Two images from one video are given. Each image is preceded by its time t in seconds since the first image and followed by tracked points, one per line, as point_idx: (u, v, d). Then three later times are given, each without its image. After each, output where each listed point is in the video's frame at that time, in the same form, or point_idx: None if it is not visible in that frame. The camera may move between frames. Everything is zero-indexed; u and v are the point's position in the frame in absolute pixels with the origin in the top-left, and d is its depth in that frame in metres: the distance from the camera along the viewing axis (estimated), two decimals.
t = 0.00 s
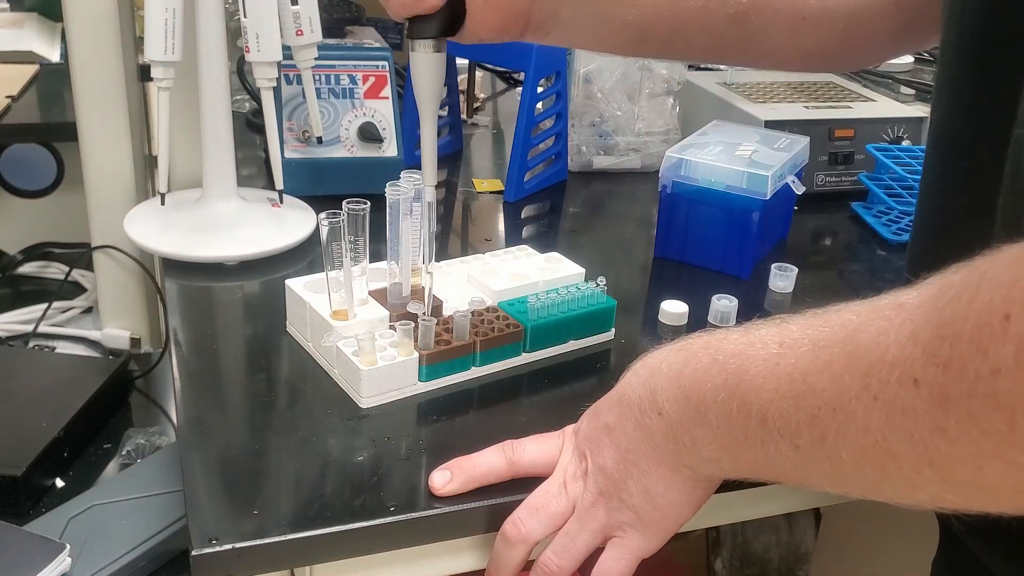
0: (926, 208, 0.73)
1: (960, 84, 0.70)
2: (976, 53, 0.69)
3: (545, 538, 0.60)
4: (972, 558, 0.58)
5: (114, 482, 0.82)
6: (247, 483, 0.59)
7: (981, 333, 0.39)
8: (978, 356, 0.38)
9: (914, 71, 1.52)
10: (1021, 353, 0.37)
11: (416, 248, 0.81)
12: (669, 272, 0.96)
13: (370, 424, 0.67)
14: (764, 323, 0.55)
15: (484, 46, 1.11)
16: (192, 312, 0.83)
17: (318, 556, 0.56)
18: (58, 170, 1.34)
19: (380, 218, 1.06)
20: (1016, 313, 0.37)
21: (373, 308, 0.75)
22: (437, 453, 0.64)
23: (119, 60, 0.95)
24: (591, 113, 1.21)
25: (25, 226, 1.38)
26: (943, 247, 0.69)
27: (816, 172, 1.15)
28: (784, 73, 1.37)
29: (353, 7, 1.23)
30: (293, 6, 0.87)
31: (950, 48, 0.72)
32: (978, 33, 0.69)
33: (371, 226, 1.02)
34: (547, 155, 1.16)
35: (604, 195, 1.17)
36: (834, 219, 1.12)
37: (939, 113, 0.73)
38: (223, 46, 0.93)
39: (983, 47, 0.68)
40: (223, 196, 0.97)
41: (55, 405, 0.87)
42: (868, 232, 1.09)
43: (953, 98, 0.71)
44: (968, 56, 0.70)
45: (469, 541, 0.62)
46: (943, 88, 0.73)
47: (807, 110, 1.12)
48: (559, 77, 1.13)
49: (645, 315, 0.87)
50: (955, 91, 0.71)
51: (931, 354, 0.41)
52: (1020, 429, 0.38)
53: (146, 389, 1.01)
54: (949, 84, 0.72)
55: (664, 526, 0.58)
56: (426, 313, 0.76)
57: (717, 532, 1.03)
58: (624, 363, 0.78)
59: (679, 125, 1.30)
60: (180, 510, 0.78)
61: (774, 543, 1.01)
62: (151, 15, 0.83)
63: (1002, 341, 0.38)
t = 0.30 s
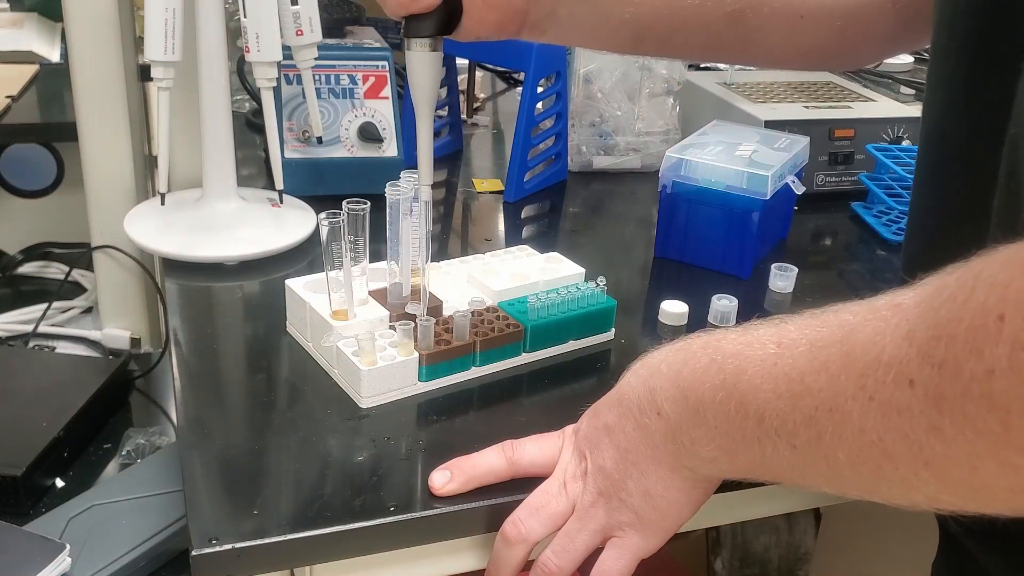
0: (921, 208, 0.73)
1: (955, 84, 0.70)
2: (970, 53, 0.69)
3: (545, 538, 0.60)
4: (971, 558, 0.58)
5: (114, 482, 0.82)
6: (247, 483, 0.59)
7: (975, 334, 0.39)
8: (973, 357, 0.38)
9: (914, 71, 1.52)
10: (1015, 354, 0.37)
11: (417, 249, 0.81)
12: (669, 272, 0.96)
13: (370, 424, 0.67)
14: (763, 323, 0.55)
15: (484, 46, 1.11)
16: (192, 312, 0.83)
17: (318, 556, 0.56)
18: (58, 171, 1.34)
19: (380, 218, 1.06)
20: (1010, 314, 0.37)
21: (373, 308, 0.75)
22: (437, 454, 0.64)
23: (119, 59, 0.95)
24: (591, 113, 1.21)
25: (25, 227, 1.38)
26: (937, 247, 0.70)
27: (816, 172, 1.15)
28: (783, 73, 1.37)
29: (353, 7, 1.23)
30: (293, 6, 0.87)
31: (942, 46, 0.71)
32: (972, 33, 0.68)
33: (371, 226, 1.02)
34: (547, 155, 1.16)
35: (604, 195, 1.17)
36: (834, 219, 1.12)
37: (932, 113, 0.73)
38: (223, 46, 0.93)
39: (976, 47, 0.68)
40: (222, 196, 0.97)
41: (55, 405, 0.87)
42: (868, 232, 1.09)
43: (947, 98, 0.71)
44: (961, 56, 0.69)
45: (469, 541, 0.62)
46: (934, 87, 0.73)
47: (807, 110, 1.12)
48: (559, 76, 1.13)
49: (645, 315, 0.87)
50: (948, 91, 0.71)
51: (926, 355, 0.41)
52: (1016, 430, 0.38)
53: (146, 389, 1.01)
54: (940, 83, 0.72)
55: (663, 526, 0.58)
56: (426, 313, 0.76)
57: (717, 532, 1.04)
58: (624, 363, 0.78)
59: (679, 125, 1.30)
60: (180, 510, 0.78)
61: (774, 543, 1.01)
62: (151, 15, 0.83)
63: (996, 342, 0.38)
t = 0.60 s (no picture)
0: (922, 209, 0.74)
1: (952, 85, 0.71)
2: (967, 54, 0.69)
3: (545, 538, 0.60)
4: (971, 558, 0.58)
5: (114, 482, 0.82)
6: (247, 483, 0.59)
7: (972, 332, 0.39)
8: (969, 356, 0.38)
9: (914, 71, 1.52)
10: (1011, 353, 0.37)
11: (416, 249, 0.81)
12: (669, 272, 0.96)
13: (370, 424, 0.67)
14: (763, 322, 0.55)
15: (484, 46, 1.11)
16: (192, 311, 0.83)
17: (318, 556, 0.56)
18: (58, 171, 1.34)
19: (380, 218, 1.06)
20: (1006, 312, 0.37)
21: (373, 308, 0.75)
22: (437, 454, 0.64)
23: (119, 59, 0.95)
24: (591, 113, 1.21)
25: (24, 227, 1.38)
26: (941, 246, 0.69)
27: (816, 172, 1.15)
28: (784, 73, 1.37)
29: (353, 7, 1.22)
30: (293, 6, 0.87)
31: (936, 46, 0.72)
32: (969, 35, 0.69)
33: (371, 226, 1.02)
34: (547, 155, 1.16)
35: (604, 195, 1.17)
36: (834, 219, 1.12)
37: (929, 112, 0.73)
38: (223, 46, 0.93)
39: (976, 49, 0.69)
40: (222, 196, 0.97)
41: (55, 405, 0.86)
42: (868, 232, 1.09)
43: (945, 99, 0.71)
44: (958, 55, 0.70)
45: (468, 541, 0.62)
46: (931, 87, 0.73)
47: (807, 110, 1.12)
48: (559, 76, 1.13)
49: (645, 315, 0.87)
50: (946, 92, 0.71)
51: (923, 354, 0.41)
52: (1012, 429, 0.38)
53: (146, 389, 1.01)
54: (937, 83, 0.72)
55: (663, 526, 0.58)
56: (426, 313, 0.76)
57: (717, 531, 1.04)
58: (624, 363, 0.78)
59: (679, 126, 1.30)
60: (180, 510, 0.78)
61: (774, 542, 1.01)
62: (151, 16, 0.83)
63: (993, 341, 0.38)
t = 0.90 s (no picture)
0: (926, 207, 0.74)
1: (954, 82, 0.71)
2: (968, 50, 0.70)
3: (545, 538, 0.60)
4: (971, 558, 0.58)
5: (114, 482, 0.82)
6: (247, 483, 0.59)
7: (972, 328, 0.39)
8: (970, 351, 0.38)
9: (914, 71, 1.52)
10: (1012, 348, 0.37)
11: (416, 249, 0.81)
12: (669, 272, 0.96)
13: (370, 425, 0.67)
14: (763, 322, 0.55)
15: (484, 46, 1.11)
16: (192, 311, 0.83)
17: (318, 555, 0.56)
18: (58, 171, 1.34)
19: (380, 218, 1.06)
20: (1007, 306, 0.37)
21: (373, 308, 0.75)
22: (437, 454, 0.64)
23: (119, 59, 0.95)
24: (591, 113, 1.21)
25: (24, 227, 1.38)
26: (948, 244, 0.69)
27: (816, 172, 1.15)
28: (783, 73, 1.36)
29: (353, 7, 1.22)
30: (292, 6, 0.87)
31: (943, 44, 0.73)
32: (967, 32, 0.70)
33: (371, 226, 1.02)
34: (547, 154, 1.16)
35: (604, 195, 1.17)
36: (834, 219, 1.12)
37: (935, 110, 0.74)
38: (222, 46, 0.93)
39: (975, 45, 0.69)
40: (222, 196, 0.97)
41: (55, 405, 0.86)
42: (868, 232, 1.09)
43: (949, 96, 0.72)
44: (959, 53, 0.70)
45: (469, 540, 0.62)
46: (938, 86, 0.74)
47: (807, 110, 1.12)
48: (559, 76, 1.13)
49: (645, 315, 0.87)
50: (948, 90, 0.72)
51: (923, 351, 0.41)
52: (1013, 424, 0.38)
53: (146, 389, 1.01)
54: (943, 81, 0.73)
55: (663, 525, 0.58)
56: (426, 313, 0.76)
57: (717, 531, 1.03)
58: (624, 363, 0.78)
59: (679, 126, 1.30)
60: (180, 511, 0.78)
61: (774, 542, 1.01)
62: (151, 15, 0.83)
63: (994, 336, 0.38)
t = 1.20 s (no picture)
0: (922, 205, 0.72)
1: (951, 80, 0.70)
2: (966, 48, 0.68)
3: (545, 538, 0.60)
4: (972, 558, 0.58)
5: (114, 481, 0.82)
6: (247, 483, 0.59)
7: (976, 331, 0.39)
8: (973, 352, 0.38)
9: (914, 71, 1.52)
10: (1016, 349, 0.37)
11: (416, 249, 0.81)
12: (669, 272, 0.96)
13: (370, 424, 0.67)
14: (763, 322, 0.55)
15: (484, 46, 1.11)
16: (192, 311, 0.83)
17: (319, 556, 0.56)
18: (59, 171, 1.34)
19: (380, 218, 1.06)
20: (1011, 306, 0.37)
21: (373, 308, 0.75)
22: (437, 454, 0.64)
23: (119, 59, 0.95)
24: (591, 113, 1.21)
25: (24, 227, 1.38)
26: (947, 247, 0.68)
27: (816, 172, 1.15)
28: (783, 73, 1.37)
29: (353, 7, 1.22)
30: (292, 6, 0.87)
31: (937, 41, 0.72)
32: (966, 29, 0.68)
33: (371, 226, 1.02)
34: (547, 154, 1.16)
35: (604, 195, 1.17)
36: (834, 219, 1.12)
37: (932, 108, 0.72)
38: (222, 46, 0.93)
39: (974, 42, 0.67)
40: (222, 196, 0.97)
41: (55, 405, 0.86)
42: (868, 232, 1.09)
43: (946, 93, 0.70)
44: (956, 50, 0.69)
45: (469, 541, 0.62)
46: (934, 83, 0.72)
47: (807, 110, 1.12)
48: (559, 76, 1.13)
49: (645, 315, 0.87)
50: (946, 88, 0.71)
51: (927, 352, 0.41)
52: (1017, 425, 0.38)
53: (145, 389, 1.01)
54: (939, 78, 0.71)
55: (664, 525, 0.58)
56: (426, 313, 0.76)
57: (717, 531, 1.03)
58: (624, 364, 0.78)
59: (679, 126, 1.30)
60: (181, 510, 0.78)
61: (774, 542, 1.01)
62: (151, 15, 0.83)
63: (998, 337, 0.38)
